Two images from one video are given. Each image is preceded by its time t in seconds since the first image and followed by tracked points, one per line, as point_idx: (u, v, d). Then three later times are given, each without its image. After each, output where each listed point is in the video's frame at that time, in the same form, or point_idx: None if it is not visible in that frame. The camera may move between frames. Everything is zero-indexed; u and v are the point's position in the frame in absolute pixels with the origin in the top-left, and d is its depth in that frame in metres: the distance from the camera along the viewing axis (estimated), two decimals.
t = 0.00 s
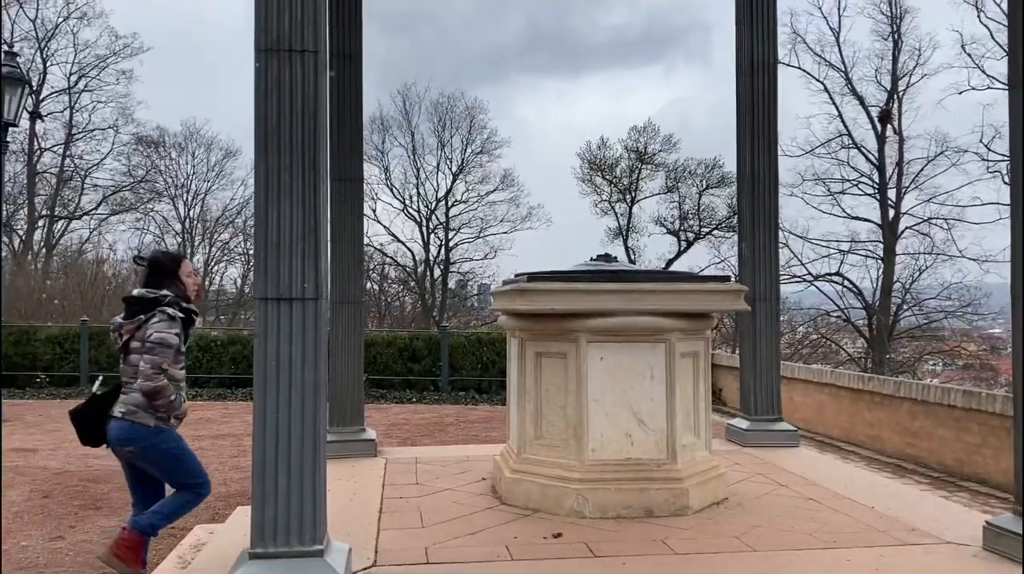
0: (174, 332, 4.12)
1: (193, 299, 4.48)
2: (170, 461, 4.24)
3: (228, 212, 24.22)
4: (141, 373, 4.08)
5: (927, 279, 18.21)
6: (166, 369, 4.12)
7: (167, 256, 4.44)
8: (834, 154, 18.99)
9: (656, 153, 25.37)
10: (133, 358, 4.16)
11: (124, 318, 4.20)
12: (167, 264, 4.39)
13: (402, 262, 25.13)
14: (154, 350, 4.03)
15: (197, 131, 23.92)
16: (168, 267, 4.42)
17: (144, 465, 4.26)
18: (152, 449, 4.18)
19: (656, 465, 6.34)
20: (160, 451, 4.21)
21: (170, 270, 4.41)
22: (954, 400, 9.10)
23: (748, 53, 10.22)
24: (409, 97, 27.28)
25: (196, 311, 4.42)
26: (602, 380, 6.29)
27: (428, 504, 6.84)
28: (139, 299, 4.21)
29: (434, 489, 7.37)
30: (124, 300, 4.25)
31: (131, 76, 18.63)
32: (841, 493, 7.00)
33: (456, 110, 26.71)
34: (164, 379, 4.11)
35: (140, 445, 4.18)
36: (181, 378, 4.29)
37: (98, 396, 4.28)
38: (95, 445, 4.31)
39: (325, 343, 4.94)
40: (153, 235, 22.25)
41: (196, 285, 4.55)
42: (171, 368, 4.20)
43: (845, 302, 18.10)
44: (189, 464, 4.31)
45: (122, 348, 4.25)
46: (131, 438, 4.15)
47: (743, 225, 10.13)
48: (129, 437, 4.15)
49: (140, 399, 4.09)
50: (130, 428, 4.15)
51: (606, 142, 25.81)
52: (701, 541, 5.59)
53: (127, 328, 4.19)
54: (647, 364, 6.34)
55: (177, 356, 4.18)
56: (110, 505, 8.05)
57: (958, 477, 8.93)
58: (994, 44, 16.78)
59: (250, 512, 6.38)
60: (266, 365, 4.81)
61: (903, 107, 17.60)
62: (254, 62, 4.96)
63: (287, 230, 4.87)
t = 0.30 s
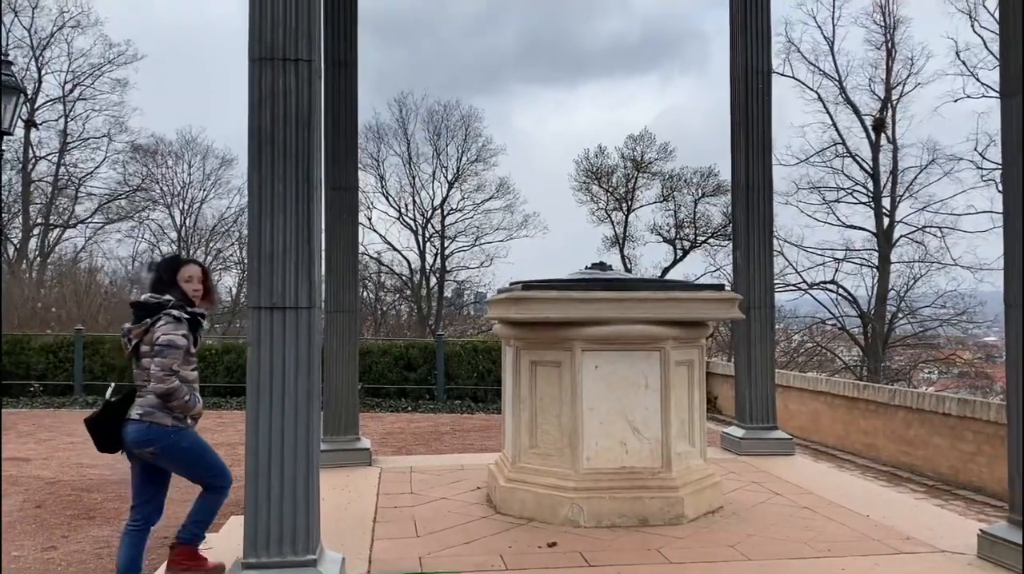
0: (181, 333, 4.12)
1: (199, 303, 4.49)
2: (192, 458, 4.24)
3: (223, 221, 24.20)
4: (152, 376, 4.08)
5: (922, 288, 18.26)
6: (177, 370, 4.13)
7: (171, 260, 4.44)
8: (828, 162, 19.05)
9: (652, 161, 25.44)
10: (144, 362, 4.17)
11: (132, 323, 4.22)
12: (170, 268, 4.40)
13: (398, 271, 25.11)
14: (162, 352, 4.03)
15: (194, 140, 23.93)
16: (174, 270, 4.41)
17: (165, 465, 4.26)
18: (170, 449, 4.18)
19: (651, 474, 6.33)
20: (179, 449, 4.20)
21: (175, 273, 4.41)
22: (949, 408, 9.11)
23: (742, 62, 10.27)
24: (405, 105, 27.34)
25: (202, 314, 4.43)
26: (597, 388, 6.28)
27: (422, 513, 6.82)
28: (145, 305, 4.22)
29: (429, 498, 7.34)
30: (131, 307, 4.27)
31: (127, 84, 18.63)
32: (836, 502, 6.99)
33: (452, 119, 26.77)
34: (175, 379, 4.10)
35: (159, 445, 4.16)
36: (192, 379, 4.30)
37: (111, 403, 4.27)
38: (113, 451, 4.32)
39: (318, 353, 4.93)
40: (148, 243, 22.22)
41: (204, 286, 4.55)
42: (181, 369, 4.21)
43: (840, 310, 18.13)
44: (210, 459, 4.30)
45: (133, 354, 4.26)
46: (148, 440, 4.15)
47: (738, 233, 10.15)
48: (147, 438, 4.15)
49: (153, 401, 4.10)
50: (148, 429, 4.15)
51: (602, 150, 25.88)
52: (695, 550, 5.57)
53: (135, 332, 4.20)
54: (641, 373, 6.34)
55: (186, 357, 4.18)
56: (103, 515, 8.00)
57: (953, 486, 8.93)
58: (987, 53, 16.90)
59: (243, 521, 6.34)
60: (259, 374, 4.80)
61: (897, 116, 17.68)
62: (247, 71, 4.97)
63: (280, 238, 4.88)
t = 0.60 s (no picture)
0: (173, 344, 4.10)
1: (193, 314, 4.48)
2: (185, 471, 4.22)
3: (219, 234, 24.18)
4: (142, 387, 4.03)
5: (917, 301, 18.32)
6: (168, 382, 4.09)
7: (166, 272, 4.45)
8: (823, 175, 19.14)
9: (648, 175, 25.55)
10: (136, 374, 4.15)
11: (125, 334, 4.20)
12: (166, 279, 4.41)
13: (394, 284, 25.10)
14: (153, 362, 4.00)
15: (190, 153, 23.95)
16: (168, 282, 4.42)
17: (157, 478, 4.24)
18: (162, 461, 4.16)
19: (646, 487, 6.30)
20: (171, 462, 4.18)
21: (169, 284, 4.41)
22: (944, 421, 9.12)
23: (735, 77, 10.35)
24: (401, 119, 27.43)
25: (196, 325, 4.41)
26: (592, 401, 6.27)
27: (416, 527, 6.78)
28: (137, 316, 4.21)
29: (423, 512, 7.31)
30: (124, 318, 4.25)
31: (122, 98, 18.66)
32: (830, 515, 6.98)
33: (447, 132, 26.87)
34: (167, 391, 4.06)
35: (150, 458, 4.14)
36: (185, 391, 4.27)
37: (105, 416, 4.27)
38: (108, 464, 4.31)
39: (311, 367, 4.92)
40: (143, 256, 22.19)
41: (199, 298, 4.54)
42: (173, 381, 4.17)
43: (835, 323, 18.16)
44: (202, 473, 4.28)
45: (126, 366, 4.25)
46: (140, 452, 4.13)
47: (732, 246, 10.19)
48: (138, 450, 4.13)
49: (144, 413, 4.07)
50: (139, 441, 4.13)
51: (598, 164, 25.99)
52: (690, 564, 5.55)
53: (128, 344, 4.20)
54: (636, 386, 6.33)
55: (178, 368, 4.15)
56: (95, 530, 7.94)
57: (948, 499, 8.92)
58: (979, 67, 17.04)
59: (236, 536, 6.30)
60: (252, 388, 4.79)
61: (890, 129, 17.79)
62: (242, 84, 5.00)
63: (274, 250, 4.88)
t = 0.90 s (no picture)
0: (165, 365, 4.12)
1: (183, 334, 4.48)
2: (175, 492, 4.22)
3: (214, 252, 24.18)
4: (134, 410, 4.06)
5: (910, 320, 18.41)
6: (159, 404, 4.12)
7: (157, 292, 4.45)
8: (816, 195, 19.28)
9: (642, 194, 25.68)
10: (126, 395, 4.16)
11: (116, 356, 4.20)
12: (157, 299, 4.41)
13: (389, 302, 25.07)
14: (144, 385, 4.03)
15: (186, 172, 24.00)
16: (160, 301, 4.42)
17: (147, 500, 4.24)
18: (153, 483, 4.16)
19: (641, 506, 6.30)
20: (162, 483, 4.18)
21: (160, 304, 4.41)
22: (938, 440, 9.14)
23: (728, 97, 10.47)
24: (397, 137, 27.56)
25: (187, 345, 4.43)
26: (587, 420, 6.28)
27: (411, 547, 6.75)
28: (129, 337, 4.21)
29: (418, 532, 7.27)
30: (115, 338, 4.26)
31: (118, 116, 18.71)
32: (825, 534, 6.97)
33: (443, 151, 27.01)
34: (158, 413, 4.09)
35: (141, 480, 4.15)
36: (176, 412, 4.28)
37: (95, 436, 4.27)
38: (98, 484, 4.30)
39: (307, 386, 4.93)
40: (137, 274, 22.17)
41: (190, 317, 4.54)
42: (165, 402, 4.18)
43: (829, 341, 18.20)
44: (193, 494, 4.28)
45: (116, 386, 4.25)
46: (130, 474, 4.13)
47: (726, 264, 10.25)
48: (129, 472, 4.14)
49: (135, 435, 4.08)
50: (130, 463, 4.13)
51: (593, 182, 26.14)
52: None
53: (118, 365, 4.20)
54: (631, 405, 6.34)
55: (169, 390, 4.17)
56: (87, 550, 7.88)
57: (943, 518, 8.92)
58: (970, 87, 17.25)
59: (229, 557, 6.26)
60: (247, 407, 4.80)
61: (882, 149, 17.95)
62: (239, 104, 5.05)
63: (269, 268, 4.91)
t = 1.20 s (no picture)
0: (152, 394, 4.08)
1: (170, 360, 4.44)
2: (162, 520, 4.16)
3: (208, 273, 24.12)
4: (120, 439, 4.01)
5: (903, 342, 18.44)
6: (145, 433, 4.07)
7: (145, 318, 4.42)
8: (809, 217, 19.38)
9: (636, 215, 25.78)
10: (113, 423, 4.12)
11: (102, 384, 4.16)
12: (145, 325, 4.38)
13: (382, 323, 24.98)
14: (131, 414, 3.99)
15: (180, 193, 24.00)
16: (148, 328, 4.39)
17: (134, 528, 4.19)
18: (139, 511, 4.11)
19: (636, 533, 6.24)
20: (147, 511, 4.13)
21: (148, 330, 4.38)
22: (933, 464, 9.12)
23: (721, 122, 10.57)
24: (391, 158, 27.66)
25: (175, 372, 4.40)
26: (581, 446, 6.24)
27: None
28: (115, 364, 4.17)
29: (410, 559, 7.20)
30: (101, 365, 4.22)
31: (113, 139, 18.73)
32: (820, 560, 6.93)
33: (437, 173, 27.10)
34: (144, 442, 4.04)
35: (126, 508, 4.10)
36: (163, 439, 4.24)
37: (81, 463, 4.22)
38: (82, 513, 4.24)
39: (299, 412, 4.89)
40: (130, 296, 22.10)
41: (178, 343, 4.52)
42: (152, 431, 4.15)
43: (823, 364, 18.19)
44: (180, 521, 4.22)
45: (102, 414, 4.21)
46: (116, 503, 4.09)
47: (720, 287, 10.27)
48: (114, 501, 4.09)
49: (120, 464, 4.02)
50: (116, 491, 4.08)
51: (587, 204, 26.24)
52: None
53: (104, 393, 4.16)
54: (625, 430, 6.31)
55: (156, 418, 4.14)
56: None
57: (939, 543, 8.88)
58: (960, 111, 17.42)
59: None
60: (238, 433, 4.76)
61: (874, 172, 18.08)
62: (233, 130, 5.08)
63: (262, 294, 4.90)
